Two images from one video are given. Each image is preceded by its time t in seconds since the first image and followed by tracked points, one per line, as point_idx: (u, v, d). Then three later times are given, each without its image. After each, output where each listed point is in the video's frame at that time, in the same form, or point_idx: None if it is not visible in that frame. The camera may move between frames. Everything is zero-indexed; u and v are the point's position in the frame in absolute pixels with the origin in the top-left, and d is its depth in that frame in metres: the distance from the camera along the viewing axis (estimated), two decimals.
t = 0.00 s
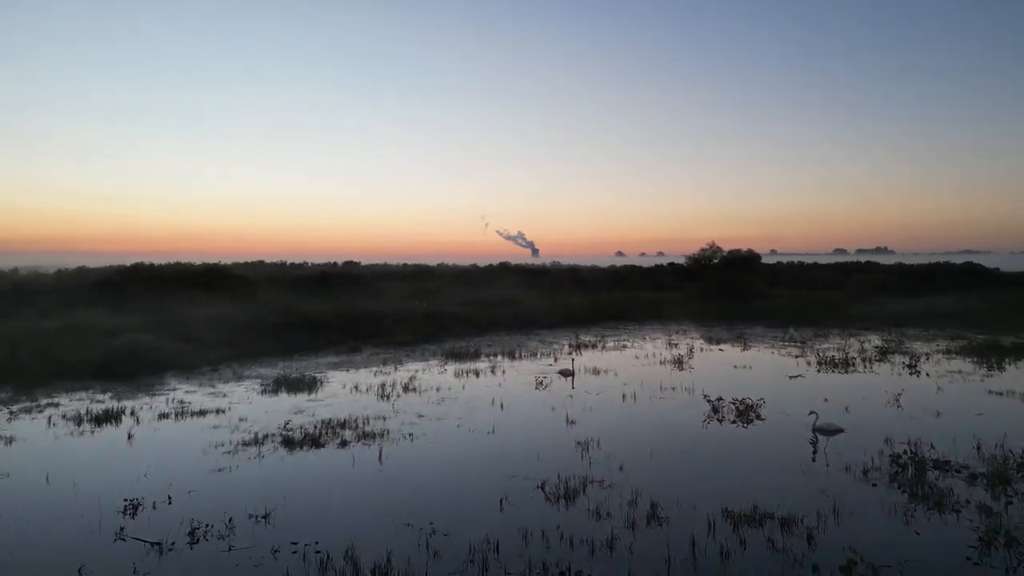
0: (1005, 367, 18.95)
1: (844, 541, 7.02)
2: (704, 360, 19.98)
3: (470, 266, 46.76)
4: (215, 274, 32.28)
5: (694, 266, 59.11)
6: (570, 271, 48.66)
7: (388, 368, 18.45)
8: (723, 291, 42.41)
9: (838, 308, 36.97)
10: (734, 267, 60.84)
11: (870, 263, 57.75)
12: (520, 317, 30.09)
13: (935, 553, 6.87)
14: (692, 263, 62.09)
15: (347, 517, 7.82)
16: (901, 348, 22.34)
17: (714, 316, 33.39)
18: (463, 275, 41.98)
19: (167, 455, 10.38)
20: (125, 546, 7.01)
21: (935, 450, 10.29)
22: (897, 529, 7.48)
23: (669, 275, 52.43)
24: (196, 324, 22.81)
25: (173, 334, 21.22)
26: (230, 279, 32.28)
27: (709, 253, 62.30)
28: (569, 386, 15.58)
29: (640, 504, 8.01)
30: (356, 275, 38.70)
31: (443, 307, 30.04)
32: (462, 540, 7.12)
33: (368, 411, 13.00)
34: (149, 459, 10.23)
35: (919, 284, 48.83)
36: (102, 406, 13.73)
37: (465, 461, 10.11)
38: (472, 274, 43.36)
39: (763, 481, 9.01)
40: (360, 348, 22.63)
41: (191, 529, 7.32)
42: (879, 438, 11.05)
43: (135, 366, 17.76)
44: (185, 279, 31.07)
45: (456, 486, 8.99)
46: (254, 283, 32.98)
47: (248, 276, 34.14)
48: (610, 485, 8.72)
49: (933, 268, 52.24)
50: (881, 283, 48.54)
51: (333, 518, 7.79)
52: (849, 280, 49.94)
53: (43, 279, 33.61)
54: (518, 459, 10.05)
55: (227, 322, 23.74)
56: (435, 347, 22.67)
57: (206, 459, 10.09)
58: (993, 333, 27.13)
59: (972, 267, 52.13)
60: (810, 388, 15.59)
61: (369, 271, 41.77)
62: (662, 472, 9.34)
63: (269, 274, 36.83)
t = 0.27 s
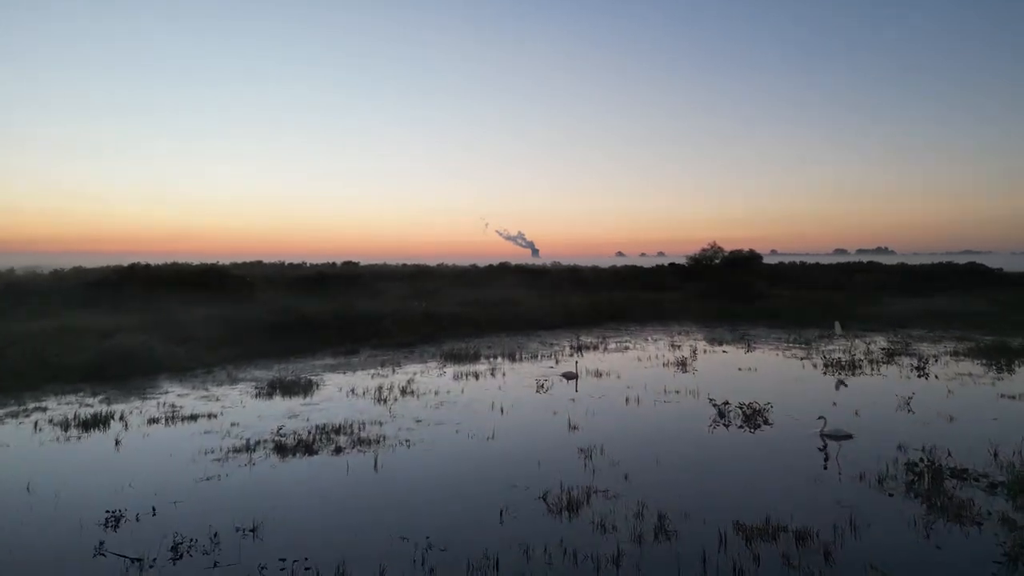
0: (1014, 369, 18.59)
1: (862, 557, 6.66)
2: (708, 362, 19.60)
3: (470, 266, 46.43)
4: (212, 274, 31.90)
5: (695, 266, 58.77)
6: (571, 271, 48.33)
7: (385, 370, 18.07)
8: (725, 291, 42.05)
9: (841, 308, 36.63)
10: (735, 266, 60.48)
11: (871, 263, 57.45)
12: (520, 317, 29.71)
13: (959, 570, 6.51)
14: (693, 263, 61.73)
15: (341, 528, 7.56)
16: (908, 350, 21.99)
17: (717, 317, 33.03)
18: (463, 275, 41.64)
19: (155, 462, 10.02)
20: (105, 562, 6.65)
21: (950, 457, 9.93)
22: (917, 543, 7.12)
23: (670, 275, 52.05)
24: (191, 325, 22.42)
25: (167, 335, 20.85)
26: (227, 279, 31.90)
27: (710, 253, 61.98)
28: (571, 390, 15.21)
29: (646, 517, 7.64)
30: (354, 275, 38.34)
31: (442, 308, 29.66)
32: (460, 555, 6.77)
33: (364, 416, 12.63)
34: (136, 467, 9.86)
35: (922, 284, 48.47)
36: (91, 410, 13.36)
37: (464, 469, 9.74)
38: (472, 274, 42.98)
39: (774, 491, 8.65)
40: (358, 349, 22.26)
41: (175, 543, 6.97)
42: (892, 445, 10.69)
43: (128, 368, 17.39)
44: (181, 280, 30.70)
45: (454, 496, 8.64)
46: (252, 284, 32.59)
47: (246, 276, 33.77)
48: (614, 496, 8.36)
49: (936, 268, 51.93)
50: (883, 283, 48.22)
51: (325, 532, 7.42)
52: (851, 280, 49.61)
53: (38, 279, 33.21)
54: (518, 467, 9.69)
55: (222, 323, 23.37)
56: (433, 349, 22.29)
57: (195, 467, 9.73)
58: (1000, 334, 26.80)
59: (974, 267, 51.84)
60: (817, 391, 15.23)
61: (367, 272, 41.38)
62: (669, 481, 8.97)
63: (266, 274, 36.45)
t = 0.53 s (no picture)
0: None
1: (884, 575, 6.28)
2: (711, 364, 19.22)
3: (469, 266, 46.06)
4: (209, 274, 31.51)
5: (697, 266, 58.41)
6: (571, 271, 47.97)
7: (383, 373, 17.68)
8: (727, 291, 41.72)
9: (845, 309, 36.25)
10: (736, 267, 60.18)
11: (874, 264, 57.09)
12: (520, 318, 29.37)
13: None
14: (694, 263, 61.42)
15: (342, 526, 7.63)
16: (915, 352, 21.61)
17: (719, 318, 32.65)
18: (463, 275, 41.27)
19: (141, 471, 9.62)
20: None
21: (969, 465, 9.54)
22: (941, 559, 6.74)
23: (671, 275, 51.74)
24: (185, 327, 22.02)
25: (160, 336, 20.46)
26: (224, 279, 31.50)
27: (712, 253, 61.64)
28: (573, 393, 14.86)
29: (654, 531, 7.26)
30: (353, 276, 37.96)
31: (442, 309, 29.28)
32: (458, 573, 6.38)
33: (360, 421, 12.24)
34: (119, 477, 9.45)
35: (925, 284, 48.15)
36: (78, 415, 12.96)
37: (462, 478, 9.35)
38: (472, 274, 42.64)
39: (787, 502, 8.26)
40: (355, 351, 21.87)
41: (156, 560, 6.59)
42: (907, 453, 10.30)
43: (119, 371, 17.00)
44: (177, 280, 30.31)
45: (452, 507, 8.26)
46: (249, 284, 32.19)
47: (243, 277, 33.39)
48: (620, 508, 7.97)
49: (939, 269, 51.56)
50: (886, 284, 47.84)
51: (315, 548, 7.03)
52: (854, 280, 49.24)
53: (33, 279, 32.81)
54: (519, 476, 9.30)
55: (217, 324, 22.97)
56: (432, 351, 21.92)
57: (182, 476, 9.34)
58: (1007, 335, 26.41)
59: (978, 267, 51.47)
60: (826, 395, 14.84)
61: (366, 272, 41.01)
62: (676, 491, 8.58)
63: (264, 275, 36.04)
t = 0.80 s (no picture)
0: None
1: None
2: (715, 367, 18.84)
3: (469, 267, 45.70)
4: (205, 274, 31.13)
5: (698, 266, 58.05)
6: (572, 271, 47.63)
7: (381, 376, 17.29)
8: (729, 291, 41.37)
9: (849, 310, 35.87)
10: (738, 266, 59.85)
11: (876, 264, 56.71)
12: (521, 319, 29.00)
13: None
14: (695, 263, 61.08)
15: (342, 524, 7.68)
16: (922, 354, 21.24)
17: (722, 319, 32.28)
18: (462, 275, 40.91)
19: (126, 480, 9.26)
20: None
21: (988, 474, 9.18)
22: None
23: (672, 275, 51.40)
24: (179, 329, 21.64)
25: (154, 338, 20.08)
26: (220, 279, 31.13)
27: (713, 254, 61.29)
28: (575, 397, 14.48)
29: (662, 547, 6.91)
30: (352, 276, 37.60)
31: (441, 310, 28.90)
32: None
33: (355, 426, 11.86)
34: (103, 487, 9.07)
35: (929, 284, 47.80)
36: (66, 420, 12.58)
37: (460, 487, 8.98)
38: (472, 274, 42.28)
39: (801, 515, 7.90)
40: (353, 353, 21.49)
41: None
42: (922, 461, 9.94)
43: (110, 374, 16.62)
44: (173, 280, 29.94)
45: (449, 519, 7.89)
46: (245, 284, 31.80)
47: (240, 277, 33.01)
48: (626, 521, 7.61)
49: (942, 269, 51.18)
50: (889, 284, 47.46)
51: (305, 566, 6.67)
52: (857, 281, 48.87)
53: (27, 279, 32.43)
54: (519, 486, 8.93)
55: (212, 326, 22.59)
56: (431, 353, 21.54)
57: (168, 485, 8.97)
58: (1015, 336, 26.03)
59: (981, 267, 51.10)
60: (834, 399, 14.47)
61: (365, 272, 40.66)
62: (684, 503, 8.21)
63: (261, 275, 35.66)
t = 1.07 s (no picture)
0: None
1: None
2: (719, 369, 18.45)
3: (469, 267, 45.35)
4: (202, 274, 30.74)
5: (699, 267, 57.70)
6: (573, 272, 47.29)
7: (377, 378, 16.89)
8: (731, 291, 41.01)
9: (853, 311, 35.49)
10: (739, 267, 59.50)
11: (879, 264, 56.39)
12: (521, 320, 28.62)
13: None
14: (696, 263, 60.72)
15: (342, 525, 7.70)
16: (930, 356, 20.87)
17: (724, 319, 31.92)
18: (462, 276, 40.53)
19: (108, 491, 8.87)
20: None
21: (1010, 484, 8.79)
22: None
23: (673, 275, 51.05)
24: (173, 331, 21.22)
25: (146, 341, 19.69)
26: (217, 280, 30.74)
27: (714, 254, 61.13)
28: (576, 401, 14.08)
29: (671, 566, 6.53)
30: (350, 276, 37.24)
31: (440, 310, 28.51)
32: None
33: (350, 432, 11.46)
34: (85, 498, 8.68)
35: (932, 285, 47.47)
36: (51, 426, 12.19)
37: (457, 497, 8.58)
38: (471, 274, 41.91)
39: (816, 530, 7.51)
40: (350, 354, 21.10)
41: None
42: (939, 470, 9.55)
43: (101, 376, 16.24)
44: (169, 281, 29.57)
45: (446, 534, 7.50)
46: (242, 285, 31.41)
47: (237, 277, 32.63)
48: (632, 536, 7.23)
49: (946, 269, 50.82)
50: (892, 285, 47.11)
51: None
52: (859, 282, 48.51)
53: (22, 279, 32.05)
54: (520, 497, 8.54)
55: (207, 327, 22.19)
56: (430, 354, 21.16)
57: (152, 497, 8.57)
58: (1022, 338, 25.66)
59: (984, 267, 50.76)
60: (843, 403, 14.07)
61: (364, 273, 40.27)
62: (693, 517, 7.83)
63: (258, 275, 35.27)
